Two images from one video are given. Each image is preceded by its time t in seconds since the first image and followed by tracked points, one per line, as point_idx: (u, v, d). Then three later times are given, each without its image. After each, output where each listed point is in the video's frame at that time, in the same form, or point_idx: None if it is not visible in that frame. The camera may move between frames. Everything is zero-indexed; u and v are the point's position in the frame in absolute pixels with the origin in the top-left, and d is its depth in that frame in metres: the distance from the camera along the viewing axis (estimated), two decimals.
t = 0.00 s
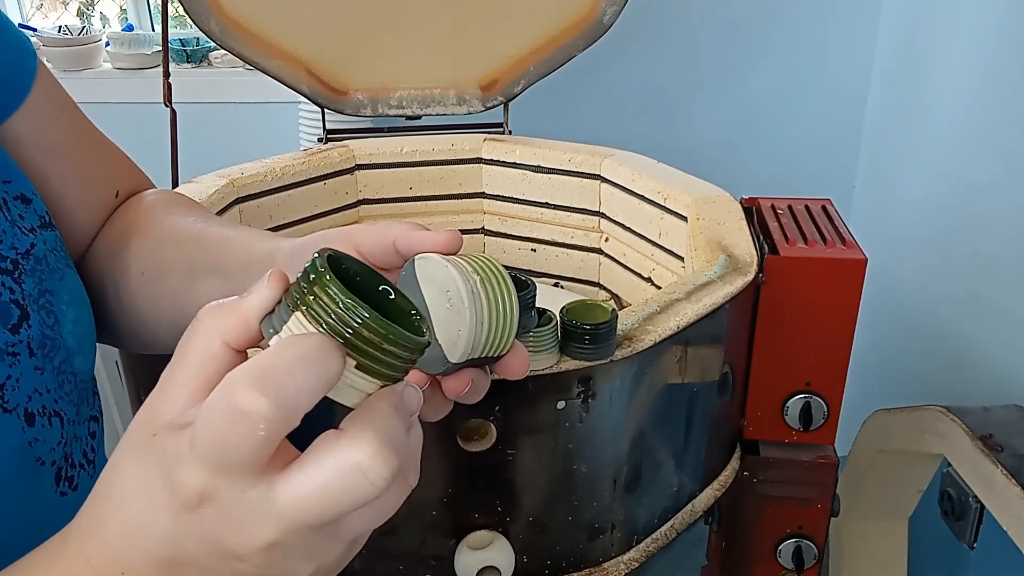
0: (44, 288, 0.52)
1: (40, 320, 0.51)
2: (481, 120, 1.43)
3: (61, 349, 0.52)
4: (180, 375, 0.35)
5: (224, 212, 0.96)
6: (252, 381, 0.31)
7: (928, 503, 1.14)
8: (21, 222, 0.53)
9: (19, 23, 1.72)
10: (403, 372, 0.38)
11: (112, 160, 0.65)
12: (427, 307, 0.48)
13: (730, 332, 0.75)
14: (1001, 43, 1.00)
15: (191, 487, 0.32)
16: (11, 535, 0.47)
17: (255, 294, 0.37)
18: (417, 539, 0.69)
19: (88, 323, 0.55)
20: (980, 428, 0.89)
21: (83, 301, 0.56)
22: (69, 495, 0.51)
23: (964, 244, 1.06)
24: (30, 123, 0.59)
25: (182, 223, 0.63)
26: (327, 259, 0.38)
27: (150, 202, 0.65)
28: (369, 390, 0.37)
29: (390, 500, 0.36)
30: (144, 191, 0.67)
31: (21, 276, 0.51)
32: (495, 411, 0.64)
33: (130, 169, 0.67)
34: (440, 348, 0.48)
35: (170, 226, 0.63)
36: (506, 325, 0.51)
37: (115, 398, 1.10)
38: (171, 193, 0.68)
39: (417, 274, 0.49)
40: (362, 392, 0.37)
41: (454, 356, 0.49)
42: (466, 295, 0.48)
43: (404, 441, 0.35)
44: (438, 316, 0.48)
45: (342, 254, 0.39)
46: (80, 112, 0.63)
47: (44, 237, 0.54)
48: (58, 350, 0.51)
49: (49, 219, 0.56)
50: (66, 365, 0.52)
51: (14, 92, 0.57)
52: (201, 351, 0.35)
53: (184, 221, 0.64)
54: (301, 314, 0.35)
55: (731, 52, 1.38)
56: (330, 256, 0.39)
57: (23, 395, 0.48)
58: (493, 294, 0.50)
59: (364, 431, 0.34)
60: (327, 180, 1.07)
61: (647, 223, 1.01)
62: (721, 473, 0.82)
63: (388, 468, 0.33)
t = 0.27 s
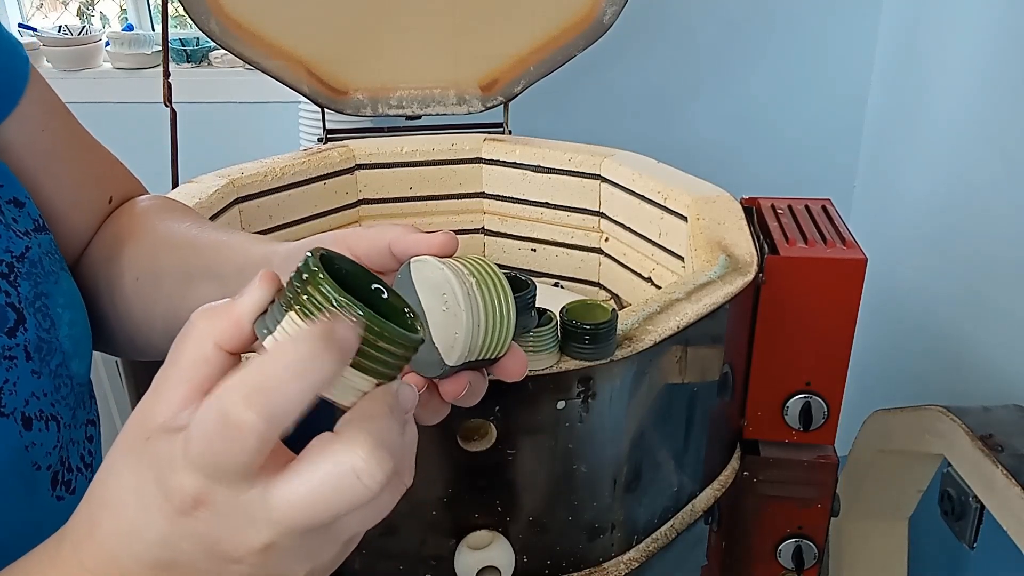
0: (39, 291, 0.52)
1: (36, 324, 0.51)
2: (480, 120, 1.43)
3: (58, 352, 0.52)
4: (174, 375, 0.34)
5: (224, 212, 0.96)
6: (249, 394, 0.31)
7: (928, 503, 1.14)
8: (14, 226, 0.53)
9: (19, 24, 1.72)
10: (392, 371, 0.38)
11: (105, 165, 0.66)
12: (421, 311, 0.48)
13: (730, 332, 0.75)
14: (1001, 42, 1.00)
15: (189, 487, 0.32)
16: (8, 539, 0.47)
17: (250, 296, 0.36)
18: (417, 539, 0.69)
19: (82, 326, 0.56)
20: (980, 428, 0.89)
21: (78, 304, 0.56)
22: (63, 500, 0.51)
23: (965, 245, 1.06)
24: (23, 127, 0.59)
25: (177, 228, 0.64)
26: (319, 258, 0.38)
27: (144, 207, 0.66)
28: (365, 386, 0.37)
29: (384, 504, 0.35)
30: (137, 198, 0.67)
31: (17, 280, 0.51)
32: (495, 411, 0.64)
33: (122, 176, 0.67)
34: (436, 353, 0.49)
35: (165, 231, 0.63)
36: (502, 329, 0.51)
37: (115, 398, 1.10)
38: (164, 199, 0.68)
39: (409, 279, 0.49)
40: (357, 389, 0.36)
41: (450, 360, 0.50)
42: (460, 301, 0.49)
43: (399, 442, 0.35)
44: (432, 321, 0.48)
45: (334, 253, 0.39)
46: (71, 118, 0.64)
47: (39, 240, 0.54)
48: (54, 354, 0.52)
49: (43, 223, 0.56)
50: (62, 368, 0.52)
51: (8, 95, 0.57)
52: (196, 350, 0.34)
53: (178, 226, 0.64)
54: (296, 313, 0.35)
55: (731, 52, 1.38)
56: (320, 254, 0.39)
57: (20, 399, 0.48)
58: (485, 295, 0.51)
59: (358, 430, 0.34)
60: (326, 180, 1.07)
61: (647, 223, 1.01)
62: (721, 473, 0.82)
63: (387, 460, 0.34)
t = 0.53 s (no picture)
0: (39, 296, 0.52)
1: (36, 330, 0.51)
2: (480, 120, 1.43)
3: (59, 356, 0.52)
4: (177, 385, 0.34)
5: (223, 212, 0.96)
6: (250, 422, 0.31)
7: (928, 503, 1.14)
8: (11, 229, 0.53)
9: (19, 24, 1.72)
10: (406, 369, 0.37)
11: (102, 159, 0.65)
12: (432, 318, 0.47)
13: (730, 332, 0.75)
14: (1001, 43, 1.00)
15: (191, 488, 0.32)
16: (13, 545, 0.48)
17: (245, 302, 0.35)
18: (417, 539, 0.69)
19: (83, 329, 0.55)
20: (980, 428, 0.89)
21: (77, 306, 0.55)
22: (70, 500, 0.52)
23: (965, 245, 1.06)
24: (14, 126, 0.59)
25: (180, 224, 0.63)
26: (317, 251, 0.37)
27: (142, 200, 0.65)
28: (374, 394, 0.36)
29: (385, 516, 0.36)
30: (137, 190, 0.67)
31: (16, 286, 0.50)
32: (495, 411, 0.64)
33: (122, 169, 0.67)
34: (449, 357, 0.48)
35: (163, 227, 0.63)
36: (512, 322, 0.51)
37: (115, 398, 1.10)
38: (165, 191, 0.68)
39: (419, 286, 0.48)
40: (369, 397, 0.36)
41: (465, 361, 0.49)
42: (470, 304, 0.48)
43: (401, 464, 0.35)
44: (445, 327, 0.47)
45: (335, 246, 0.38)
46: (67, 112, 0.63)
47: (37, 243, 0.54)
48: (55, 358, 0.52)
49: (40, 224, 0.56)
50: (63, 373, 0.53)
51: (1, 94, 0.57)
52: (197, 362, 0.34)
53: (178, 221, 0.63)
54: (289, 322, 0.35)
55: (731, 52, 1.38)
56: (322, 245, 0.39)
57: (23, 406, 0.49)
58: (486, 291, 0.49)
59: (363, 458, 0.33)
60: (327, 180, 1.07)
61: (647, 223, 1.01)
62: (721, 473, 0.82)
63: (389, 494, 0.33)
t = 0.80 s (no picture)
0: (35, 304, 0.52)
1: (32, 338, 0.51)
2: (480, 120, 1.43)
3: (54, 363, 0.52)
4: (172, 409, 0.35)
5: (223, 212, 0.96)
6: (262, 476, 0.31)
7: (929, 503, 1.14)
8: (7, 235, 0.53)
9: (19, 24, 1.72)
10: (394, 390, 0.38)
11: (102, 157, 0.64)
12: (428, 281, 0.48)
13: (730, 332, 0.75)
14: (1001, 42, 1.00)
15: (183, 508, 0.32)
16: (10, 548, 0.48)
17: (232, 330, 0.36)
18: (417, 539, 0.69)
19: (77, 333, 0.55)
20: (980, 428, 0.89)
21: (73, 311, 0.55)
22: (64, 503, 0.52)
23: (965, 245, 1.06)
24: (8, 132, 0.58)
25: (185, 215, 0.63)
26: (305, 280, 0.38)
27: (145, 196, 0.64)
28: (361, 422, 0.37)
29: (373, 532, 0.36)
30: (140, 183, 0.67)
31: (13, 294, 0.50)
32: (494, 411, 0.64)
33: (125, 166, 0.66)
34: (471, 289, 0.49)
35: (166, 224, 0.62)
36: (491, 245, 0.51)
37: (114, 398, 1.10)
38: (168, 182, 0.67)
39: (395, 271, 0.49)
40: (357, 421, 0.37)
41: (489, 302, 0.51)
42: (442, 266, 0.48)
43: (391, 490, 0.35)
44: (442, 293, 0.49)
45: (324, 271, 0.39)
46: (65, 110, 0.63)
47: (32, 248, 0.54)
48: (51, 365, 0.51)
49: (35, 228, 0.55)
50: (59, 379, 0.52)
51: None
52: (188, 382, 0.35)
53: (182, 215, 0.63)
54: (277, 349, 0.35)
55: (732, 52, 1.38)
56: (310, 273, 0.40)
57: (18, 416, 0.48)
58: (441, 246, 0.49)
59: (363, 481, 0.34)
60: (326, 180, 1.08)
61: (647, 223, 1.01)
62: (721, 473, 0.82)
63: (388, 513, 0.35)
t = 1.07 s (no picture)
0: (21, 304, 0.52)
1: (19, 339, 0.51)
2: (480, 120, 1.43)
3: (41, 364, 0.52)
4: (113, 382, 0.31)
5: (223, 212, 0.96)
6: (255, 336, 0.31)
7: (929, 503, 1.14)
8: None
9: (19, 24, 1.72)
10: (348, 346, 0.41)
11: (97, 150, 0.65)
12: (421, 225, 0.53)
13: (730, 332, 0.75)
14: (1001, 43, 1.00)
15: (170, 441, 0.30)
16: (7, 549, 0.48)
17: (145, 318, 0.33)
18: (417, 539, 0.69)
19: (65, 334, 0.55)
20: (980, 428, 0.89)
21: (61, 312, 0.55)
22: (53, 504, 0.52)
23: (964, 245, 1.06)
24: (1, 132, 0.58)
25: (186, 207, 0.64)
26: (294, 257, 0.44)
27: (140, 187, 0.65)
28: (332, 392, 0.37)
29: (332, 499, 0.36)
30: (134, 173, 0.67)
31: None
32: (495, 411, 0.64)
33: (119, 161, 0.67)
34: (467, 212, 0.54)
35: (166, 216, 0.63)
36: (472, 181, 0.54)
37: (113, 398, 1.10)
38: (161, 171, 0.68)
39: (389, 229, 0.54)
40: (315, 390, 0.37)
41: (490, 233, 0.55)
42: (422, 216, 0.53)
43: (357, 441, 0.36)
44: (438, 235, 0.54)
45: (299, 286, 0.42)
46: (60, 106, 0.63)
47: (18, 248, 0.54)
48: (38, 366, 0.51)
49: (21, 230, 0.56)
50: (47, 380, 0.52)
51: None
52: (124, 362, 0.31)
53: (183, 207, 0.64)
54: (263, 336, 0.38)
55: (733, 52, 1.38)
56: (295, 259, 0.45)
57: (5, 416, 0.48)
58: (418, 202, 0.53)
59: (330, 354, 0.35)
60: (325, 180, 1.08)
61: (647, 223, 1.01)
62: (721, 473, 0.82)
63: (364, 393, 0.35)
